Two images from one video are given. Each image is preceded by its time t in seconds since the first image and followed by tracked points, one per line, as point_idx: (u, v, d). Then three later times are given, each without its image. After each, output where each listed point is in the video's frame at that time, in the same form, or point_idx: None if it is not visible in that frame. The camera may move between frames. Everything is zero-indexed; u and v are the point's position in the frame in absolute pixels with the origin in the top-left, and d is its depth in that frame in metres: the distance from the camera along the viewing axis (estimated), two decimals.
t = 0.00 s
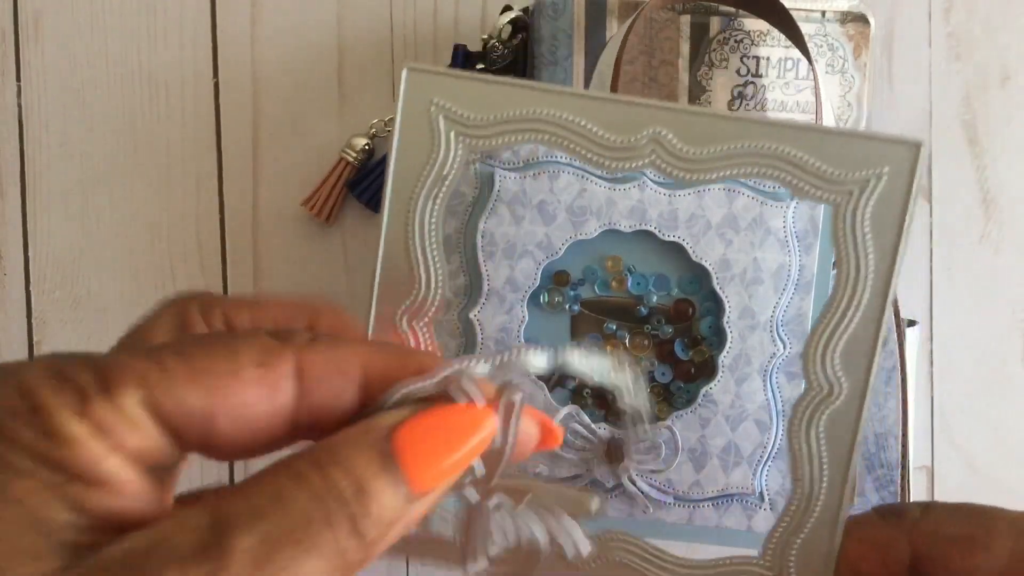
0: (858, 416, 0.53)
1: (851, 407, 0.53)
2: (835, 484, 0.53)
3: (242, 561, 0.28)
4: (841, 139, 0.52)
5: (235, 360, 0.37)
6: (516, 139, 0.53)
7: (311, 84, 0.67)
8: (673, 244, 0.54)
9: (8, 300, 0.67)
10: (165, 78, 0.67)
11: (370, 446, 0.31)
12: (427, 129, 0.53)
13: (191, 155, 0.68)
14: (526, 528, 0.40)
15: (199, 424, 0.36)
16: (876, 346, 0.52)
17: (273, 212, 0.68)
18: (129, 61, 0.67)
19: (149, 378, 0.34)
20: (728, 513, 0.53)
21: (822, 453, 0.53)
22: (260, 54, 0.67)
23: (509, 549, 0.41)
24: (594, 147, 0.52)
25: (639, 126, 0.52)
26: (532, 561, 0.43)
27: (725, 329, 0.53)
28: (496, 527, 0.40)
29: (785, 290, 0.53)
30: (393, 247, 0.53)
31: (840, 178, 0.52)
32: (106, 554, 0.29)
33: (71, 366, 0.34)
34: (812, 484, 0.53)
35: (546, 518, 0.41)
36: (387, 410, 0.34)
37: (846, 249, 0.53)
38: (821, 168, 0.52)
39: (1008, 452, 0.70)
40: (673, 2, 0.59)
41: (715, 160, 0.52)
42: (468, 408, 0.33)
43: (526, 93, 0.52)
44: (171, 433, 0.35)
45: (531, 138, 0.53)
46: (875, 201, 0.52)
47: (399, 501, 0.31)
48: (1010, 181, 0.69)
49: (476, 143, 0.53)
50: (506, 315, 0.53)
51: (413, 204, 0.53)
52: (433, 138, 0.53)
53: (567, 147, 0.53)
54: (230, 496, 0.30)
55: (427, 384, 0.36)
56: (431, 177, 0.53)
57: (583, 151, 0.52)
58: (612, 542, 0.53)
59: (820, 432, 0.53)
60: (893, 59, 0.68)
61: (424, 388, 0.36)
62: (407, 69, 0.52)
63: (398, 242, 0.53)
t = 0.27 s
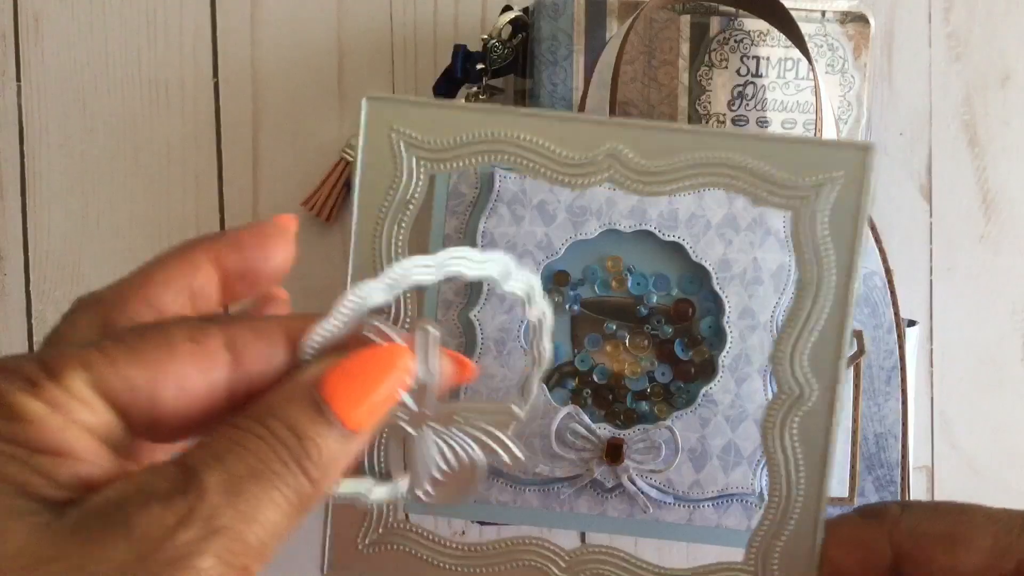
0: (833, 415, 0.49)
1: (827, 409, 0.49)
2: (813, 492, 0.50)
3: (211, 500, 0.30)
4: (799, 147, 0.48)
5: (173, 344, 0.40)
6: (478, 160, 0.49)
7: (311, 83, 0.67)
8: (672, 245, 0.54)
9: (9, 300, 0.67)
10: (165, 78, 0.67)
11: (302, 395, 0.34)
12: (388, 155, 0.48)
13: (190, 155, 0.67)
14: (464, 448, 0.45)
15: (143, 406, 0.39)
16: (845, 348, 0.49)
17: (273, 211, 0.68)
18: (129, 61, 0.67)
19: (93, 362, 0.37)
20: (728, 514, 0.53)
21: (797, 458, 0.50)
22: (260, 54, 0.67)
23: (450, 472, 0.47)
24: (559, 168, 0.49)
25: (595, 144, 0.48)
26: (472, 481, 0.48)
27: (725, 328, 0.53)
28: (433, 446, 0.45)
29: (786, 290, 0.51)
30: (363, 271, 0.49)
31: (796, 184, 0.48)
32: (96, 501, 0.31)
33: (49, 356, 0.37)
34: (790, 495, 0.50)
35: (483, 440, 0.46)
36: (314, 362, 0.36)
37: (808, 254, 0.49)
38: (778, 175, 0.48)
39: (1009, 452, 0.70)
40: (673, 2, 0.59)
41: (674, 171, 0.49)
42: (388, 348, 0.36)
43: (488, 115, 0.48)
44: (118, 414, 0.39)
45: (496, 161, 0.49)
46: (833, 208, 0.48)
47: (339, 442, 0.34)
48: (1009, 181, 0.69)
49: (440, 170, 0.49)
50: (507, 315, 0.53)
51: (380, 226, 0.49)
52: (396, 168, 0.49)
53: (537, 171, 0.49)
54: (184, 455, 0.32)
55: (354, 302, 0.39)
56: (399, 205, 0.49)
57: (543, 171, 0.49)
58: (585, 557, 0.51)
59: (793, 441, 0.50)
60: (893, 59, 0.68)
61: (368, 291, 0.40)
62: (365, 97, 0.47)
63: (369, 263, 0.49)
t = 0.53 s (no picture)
0: (837, 407, 0.48)
1: (832, 398, 0.48)
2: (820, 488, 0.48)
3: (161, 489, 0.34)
4: (796, 137, 0.47)
5: (152, 341, 0.47)
6: (466, 160, 0.48)
7: (311, 83, 0.67)
8: (672, 245, 0.54)
9: (8, 300, 0.67)
10: (165, 78, 0.67)
11: (286, 399, 0.37)
12: (373, 156, 0.48)
13: (190, 155, 0.67)
14: (459, 454, 0.45)
15: (119, 398, 0.46)
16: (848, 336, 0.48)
17: (274, 211, 0.68)
18: (129, 61, 0.67)
19: (68, 362, 0.44)
20: (728, 514, 0.53)
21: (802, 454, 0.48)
22: (260, 54, 0.67)
23: (449, 484, 0.45)
24: (551, 163, 0.48)
25: (587, 138, 0.48)
26: (474, 502, 0.45)
27: (725, 328, 0.53)
28: (430, 456, 0.45)
29: (786, 290, 0.52)
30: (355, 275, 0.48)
31: (795, 173, 0.47)
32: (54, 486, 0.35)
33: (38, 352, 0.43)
34: (797, 493, 0.48)
35: (477, 445, 0.45)
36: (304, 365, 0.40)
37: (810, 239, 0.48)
38: (776, 164, 0.47)
39: (1010, 452, 0.70)
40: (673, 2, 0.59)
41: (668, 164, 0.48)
42: (382, 350, 0.40)
43: (473, 111, 0.48)
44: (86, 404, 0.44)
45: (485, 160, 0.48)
46: (833, 198, 0.47)
47: (319, 446, 0.37)
48: (1010, 181, 0.69)
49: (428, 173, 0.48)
50: (507, 316, 0.52)
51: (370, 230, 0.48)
52: (383, 170, 0.48)
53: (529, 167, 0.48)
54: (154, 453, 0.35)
55: (340, 298, 0.42)
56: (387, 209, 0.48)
57: (535, 166, 0.48)
58: (597, 568, 0.48)
59: (799, 438, 0.48)
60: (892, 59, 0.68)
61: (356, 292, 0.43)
62: (349, 96, 0.47)
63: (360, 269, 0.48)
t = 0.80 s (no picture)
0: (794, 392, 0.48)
1: (787, 377, 0.48)
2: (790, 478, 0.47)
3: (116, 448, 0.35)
4: (726, 134, 0.48)
5: (125, 338, 0.51)
6: (430, 170, 0.48)
7: (311, 84, 0.67)
8: (672, 244, 0.54)
9: (9, 300, 0.67)
10: (164, 78, 0.67)
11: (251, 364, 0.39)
12: (343, 171, 0.48)
13: (190, 155, 0.68)
14: (426, 445, 0.43)
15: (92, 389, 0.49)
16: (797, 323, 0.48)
17: (273, 211, 0.68)
18: (129, 61, 0.67)
19: (43, 357, 0.48)
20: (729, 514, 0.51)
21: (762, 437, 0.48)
22: (260, 54, 0.67)
23: (416, 478, 0.43)
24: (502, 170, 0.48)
25: (537, 146, 0.48)
26: (439, 501, 0.43)
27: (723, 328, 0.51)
28: (398, 447, 0.43)
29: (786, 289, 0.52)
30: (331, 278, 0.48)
31: (724, 168, 0.48)
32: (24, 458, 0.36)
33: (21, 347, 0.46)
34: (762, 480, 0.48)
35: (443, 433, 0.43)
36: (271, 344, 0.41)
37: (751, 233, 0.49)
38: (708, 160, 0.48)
39: (1009, 452, 0.70)
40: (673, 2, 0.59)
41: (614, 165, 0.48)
42: (340, 334, 0.41)
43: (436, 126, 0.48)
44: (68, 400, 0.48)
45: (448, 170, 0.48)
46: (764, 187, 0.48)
47: (275, 409, 0.38)
48: (1009, 181, 0.69)
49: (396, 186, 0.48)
50: (507, 316, 0.53)
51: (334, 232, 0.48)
52: (350, 183, 0.48)
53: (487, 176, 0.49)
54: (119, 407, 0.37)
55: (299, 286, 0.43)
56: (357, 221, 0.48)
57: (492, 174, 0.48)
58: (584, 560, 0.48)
59: (755, 414, 0.49)
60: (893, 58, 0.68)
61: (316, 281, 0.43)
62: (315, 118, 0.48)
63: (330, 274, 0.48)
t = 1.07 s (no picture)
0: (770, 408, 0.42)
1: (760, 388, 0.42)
2: (772, 513, 0.41)
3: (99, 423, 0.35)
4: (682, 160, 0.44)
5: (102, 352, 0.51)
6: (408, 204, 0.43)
7: (310, 84, 0.67)
8: (672, 244, 0.54)
9: (8, 300, 0.67)
10: (165, 78, 0.67)
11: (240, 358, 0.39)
12: (319, 211, 0.43)
13: (191, 155, 0.67)
14: (412, 442, 0.40)
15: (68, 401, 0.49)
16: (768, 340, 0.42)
17: (273, 212, 0.68)
18: (129, 61, 0.67)
19: (24, 374, 0.49)
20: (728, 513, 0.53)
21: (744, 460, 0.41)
22: (260, 54, 0.67)
23: (401, 479, 0.40)
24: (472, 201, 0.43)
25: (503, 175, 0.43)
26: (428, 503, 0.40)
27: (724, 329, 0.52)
28: (380, 445, 0.40)
29: (785, 290, 0.53)
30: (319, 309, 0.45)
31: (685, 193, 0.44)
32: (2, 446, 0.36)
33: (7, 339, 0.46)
34: (746, 503, 0.41)
35: (428, 426, 0.41)
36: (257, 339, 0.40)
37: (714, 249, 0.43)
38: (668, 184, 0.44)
39: (1009, 453, 0.70)
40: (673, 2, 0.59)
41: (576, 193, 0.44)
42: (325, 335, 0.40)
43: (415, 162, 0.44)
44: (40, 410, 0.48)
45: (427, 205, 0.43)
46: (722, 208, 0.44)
47: (255, 402, 0.37)
48: (1010, 181, 0.69)
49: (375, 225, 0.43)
50: (506, 316, 0.53)
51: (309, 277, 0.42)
52: (326, 221, 0.43)
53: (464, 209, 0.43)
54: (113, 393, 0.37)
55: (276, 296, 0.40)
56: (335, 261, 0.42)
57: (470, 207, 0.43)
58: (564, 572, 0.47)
59: (733, 439, 0.41)
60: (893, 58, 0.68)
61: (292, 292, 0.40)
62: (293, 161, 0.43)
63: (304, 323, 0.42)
